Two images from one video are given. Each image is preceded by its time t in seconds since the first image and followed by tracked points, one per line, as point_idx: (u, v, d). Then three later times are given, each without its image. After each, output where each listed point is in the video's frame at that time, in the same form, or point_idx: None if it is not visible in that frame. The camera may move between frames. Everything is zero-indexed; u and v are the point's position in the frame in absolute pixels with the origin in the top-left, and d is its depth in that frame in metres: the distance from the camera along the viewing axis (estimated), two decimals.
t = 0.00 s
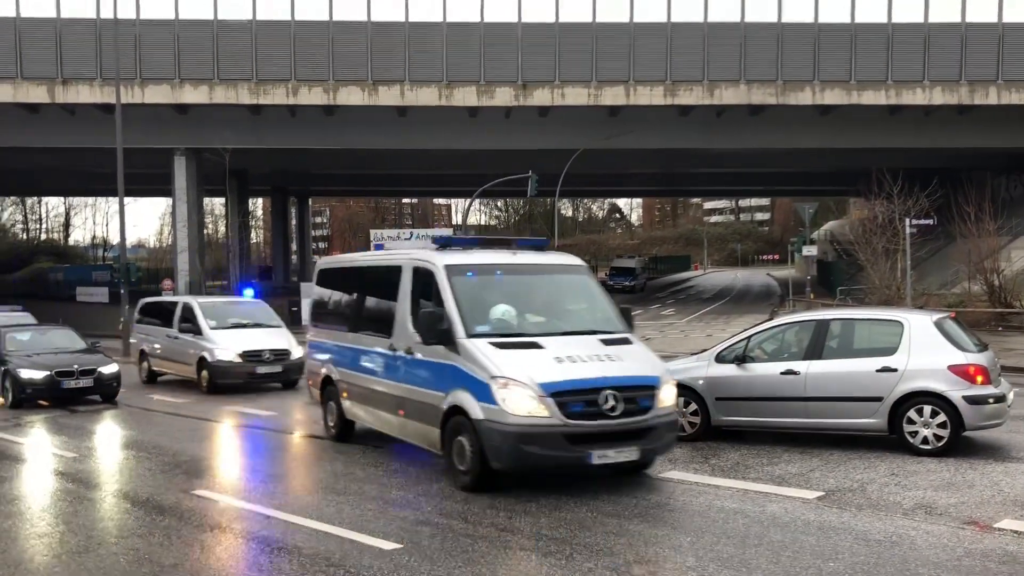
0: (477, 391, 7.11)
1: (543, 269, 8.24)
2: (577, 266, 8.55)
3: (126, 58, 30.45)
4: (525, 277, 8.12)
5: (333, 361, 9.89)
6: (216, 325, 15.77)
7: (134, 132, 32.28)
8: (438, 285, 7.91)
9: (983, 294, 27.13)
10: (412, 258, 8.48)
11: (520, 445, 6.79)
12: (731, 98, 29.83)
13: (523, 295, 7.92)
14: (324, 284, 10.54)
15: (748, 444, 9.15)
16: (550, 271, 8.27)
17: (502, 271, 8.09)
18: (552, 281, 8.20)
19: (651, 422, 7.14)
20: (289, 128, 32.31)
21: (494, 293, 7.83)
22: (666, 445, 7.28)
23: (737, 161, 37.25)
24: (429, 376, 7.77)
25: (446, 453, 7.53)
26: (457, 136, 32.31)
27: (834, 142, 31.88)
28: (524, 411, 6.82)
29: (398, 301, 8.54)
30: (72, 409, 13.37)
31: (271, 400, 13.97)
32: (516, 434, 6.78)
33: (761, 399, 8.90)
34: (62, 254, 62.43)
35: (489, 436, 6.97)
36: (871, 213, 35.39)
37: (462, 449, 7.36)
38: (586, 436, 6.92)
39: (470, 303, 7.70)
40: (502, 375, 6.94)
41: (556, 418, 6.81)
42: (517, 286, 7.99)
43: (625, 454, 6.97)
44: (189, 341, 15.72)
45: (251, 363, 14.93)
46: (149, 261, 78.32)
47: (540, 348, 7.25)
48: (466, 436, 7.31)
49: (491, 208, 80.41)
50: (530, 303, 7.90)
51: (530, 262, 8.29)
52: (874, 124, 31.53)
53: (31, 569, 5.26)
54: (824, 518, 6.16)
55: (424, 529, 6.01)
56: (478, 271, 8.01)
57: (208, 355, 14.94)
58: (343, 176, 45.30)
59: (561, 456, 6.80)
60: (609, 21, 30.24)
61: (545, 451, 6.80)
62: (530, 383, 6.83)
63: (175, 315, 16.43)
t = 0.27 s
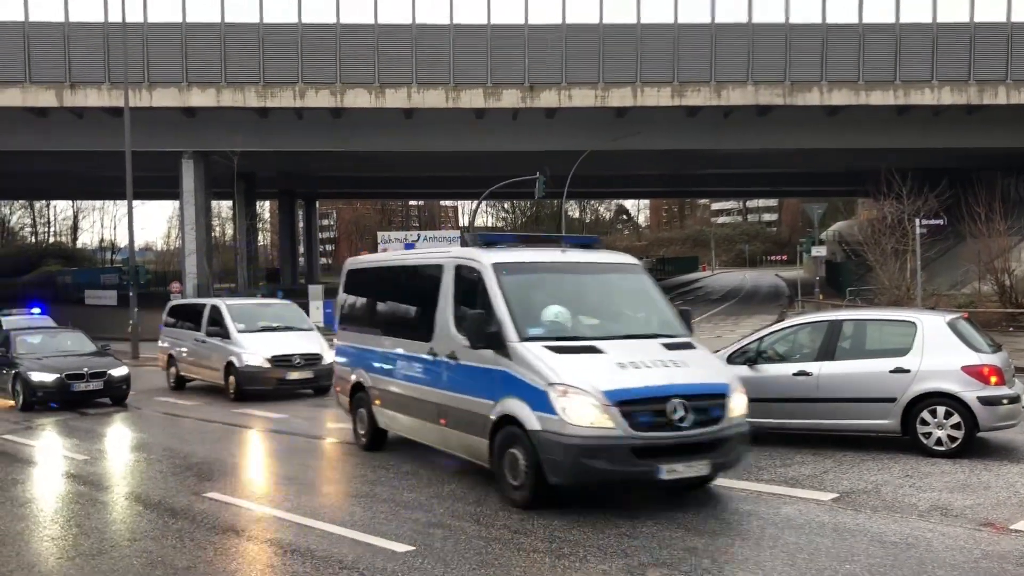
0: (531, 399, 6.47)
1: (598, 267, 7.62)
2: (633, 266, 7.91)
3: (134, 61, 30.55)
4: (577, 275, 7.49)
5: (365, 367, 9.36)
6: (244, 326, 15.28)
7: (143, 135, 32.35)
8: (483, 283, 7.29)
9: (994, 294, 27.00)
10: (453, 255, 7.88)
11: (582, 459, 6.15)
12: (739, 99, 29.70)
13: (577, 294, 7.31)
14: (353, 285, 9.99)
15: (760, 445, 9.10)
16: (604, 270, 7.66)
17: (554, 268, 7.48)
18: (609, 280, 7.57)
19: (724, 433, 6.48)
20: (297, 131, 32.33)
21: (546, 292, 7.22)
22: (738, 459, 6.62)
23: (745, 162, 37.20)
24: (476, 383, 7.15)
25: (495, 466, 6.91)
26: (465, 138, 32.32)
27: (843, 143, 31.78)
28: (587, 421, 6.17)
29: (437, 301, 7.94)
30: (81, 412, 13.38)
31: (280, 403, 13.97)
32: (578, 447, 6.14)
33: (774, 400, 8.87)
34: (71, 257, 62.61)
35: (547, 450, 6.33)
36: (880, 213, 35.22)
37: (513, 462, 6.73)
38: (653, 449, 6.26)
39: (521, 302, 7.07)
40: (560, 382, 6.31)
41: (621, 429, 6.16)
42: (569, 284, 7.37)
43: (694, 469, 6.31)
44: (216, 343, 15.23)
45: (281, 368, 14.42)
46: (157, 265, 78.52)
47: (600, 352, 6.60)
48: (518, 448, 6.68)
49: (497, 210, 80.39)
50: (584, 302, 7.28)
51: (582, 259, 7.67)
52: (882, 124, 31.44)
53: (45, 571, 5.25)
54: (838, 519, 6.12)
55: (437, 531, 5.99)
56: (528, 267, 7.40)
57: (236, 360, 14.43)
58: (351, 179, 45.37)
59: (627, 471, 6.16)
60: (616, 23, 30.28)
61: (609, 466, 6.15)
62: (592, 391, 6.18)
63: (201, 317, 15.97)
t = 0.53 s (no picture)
0: (594, 403, 6.21)
1: (653, 263, 7.37)
2: (690, 261, 7.64)
3: (139, 60, 30.60)
4: (634, 272, 7.25)
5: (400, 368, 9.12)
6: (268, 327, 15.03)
7: (148, 135, 32.42)
8: (537, 280, 7.05)
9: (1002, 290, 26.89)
10: (499, 249, 7.64)
11: (652, 466, 5.88)
12: (745, 95, 29.64)
13: (634, 291, 7.06)
14: (384, 283, 9.76)
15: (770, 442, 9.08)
16: (659, 265, 7.41)
17: (608, 265, 7.23)
18: (665, 276, 7.32)
19: (797, 439, 6.22)
20: (302, 130, 32.35)
21: (602, 289, 6.97)
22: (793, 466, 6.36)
23: (750, 159, 37.14)
24: (530, 385, 6.90)
25: (549, 474, 6.66)
26: (470, 136, 32.31)
27: (849, 139, 31.69)
28: (655, 427, 5.91)
29: (483, 299, 7.70)
30: (90, 412, 13.41)
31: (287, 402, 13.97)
32: (647, 454, 5.88)
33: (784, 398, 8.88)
34: (77, 257, 62.77)
35: (612, 456, 6.06)
36: (887, 210, 35.13)
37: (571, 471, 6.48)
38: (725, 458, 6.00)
39: (577, 300, 6.83)
40: (626, 385, 6.05)
41: (694, 435, 5.89)
42: (626, 281, 7.13)
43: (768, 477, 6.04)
44: (241, 344, 15.00)
45: (307, 369, 14.19)
46: (163, 264, 78.69)
47: (666, 353, 6.35)
48: (577, 455, 6.42)
49: (502, 208, 80.37)
50: (642, 300, 7.03)
51: (638, 255, 7.41)
52: (887, 120, 31.36)
53: (56, 570, 5.26)
54: (851, 516, 6.10)
55: (449, 529, 5.98)
56: (582, 264, 7.15)
57: (260, 361, 14.18)
58: (356, 178, 45.42)
59: (699, 480, 5.89)
60: (621, 20, 30.25)
61: (679, 475, 5.89)
62: (663, 394, 5.91)
63: (226, 318, 15.79)
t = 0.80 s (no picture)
0: (657, 406, 5.66)
1: (711, 253, 6.81)
2: (748, 249, 7.08)
3: (145, 57, 30.63)
4: (691, 262, 6.69)
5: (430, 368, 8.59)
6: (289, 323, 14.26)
7: (155, 133, 32.51)
8: (588, 273, 6.50)
9: (1010, 285, 26.81)
10: (543, 241, 7.10)
11: (727, 476, 5.32)
12: (751, 90, 29.60)
13: (693, 284, 6.51)
14: (411, 279, 9.20)
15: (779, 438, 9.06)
16: (718, 254, 6.84)
17: (663, 255, 6.68)
18: (724, 267, 6.77)
19: (881, 443, 5.65)
20: (308, 127, 32.38)
21: (658, 283, 6.43)
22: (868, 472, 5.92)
23: (756, 154, 37.08)
24: (582, 387, 6.34)
25: (606, 483, 6.11)
26: (475, 133, 32.31)
27: (856, 134, 31.59)
28: (729, 432, 5.36)
29: (525, 294, 7.15)
30: (98, 408, 13.43)
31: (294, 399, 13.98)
32: (721, 462, 5.32)
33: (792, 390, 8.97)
34: (84, 254, 62.96)
35: (679, 464, 5.51)
36: (894, 204, 35.05)
37: (632, 480, 5.91)
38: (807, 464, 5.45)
39: (632, 294, 6.29)
40: (695, 386, 5.49)
41: (772, 441, 5.33)
42: (682, 272, 6.59)
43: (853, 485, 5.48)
44: (260, 342, 14.28)
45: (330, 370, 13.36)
46: (170, 261, 78.95)
47: (734, 350, 5.80)
48: (637, 463, 5.87)
49: (508, 204, 80.37)
50: (701, 293, 6.48)
51: (694, 244, 6.85)
52: (894, 115, 31.22)
53: (65, 567, 5.26)
54: (862, 512, 6.08)
55: (457, 525, 5.97)
56: (635, 254, 6.60)
57: (280, 360, 13.43)
58: (361, 174, 45.45)
59: (779, 490, 5.33)
60: (626, 15, 30.18)
61: (758, 485, 5.33)
62: (737, 397, 5.35)
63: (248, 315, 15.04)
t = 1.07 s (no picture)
0: (731, 415, 5.10)
1: (775, 245, 6.25)
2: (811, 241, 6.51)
3: (154, 55, 30.67)
4: (756, 256, 6.12)
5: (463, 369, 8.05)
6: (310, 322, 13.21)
7: (165, 132, 32.60)
8: (646, 267, 5.93)
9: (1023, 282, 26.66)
10: (593, 234, 6.53)
11: (814, 492, 4.76)
12: (761, 87, 29.48)
13: (759, 279, 5.94)
14: (441, 276, 8.61)
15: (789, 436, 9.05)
16: (782, 247, 6.27)
17: (725, 247, 6.11)
18: (789, 260, 6.20)
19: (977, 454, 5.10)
20: (317, 125, 32.37)
21: (723, 277, 5.85)
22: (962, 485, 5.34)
23: (766, 152, 36.95)
24: (641, 392, 5.78)
25: (669, 499, 5.56)
26: (484, 130, 32.28)
27: (867, 131, 31.42)
28: (816, 443, 4.80)
29: (572, 291, 6.59)
30: (106, 406, 13.47)
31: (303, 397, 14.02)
32: (808, 477, 4.76)
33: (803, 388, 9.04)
34: (94, 252, 63.16)
35: (758, 479, 4.95)
36: (905, 202, 34.90)
37: (700, 495, 5.36)
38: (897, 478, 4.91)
39: (697, 290, 5.71)
40: (775, 392, 4.93)
41: (864, 453, 4.77)
42: (746, 265, 6.03)
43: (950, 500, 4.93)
44: (279, 342, 13.30)
45: (351, 372, 12.21)
46: (179, 259, 79.23)
47: (814, 353, 5.24)
48: (706, 475, 5.32)
49: (517, 202, 80.36)
50: (768, 289, 5.91)
51: (756, 236, 6.29)
52: (905, 112, 31.05)
53: (71, 566, 5.26)
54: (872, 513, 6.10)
55: (463, 525, 5.96)
56: (696, 246, 6.04)
57: (298, 362, 12.39)
58: (369, 172, 45.47)
59: (871, 507, 4.77)
60: (635, 12, 30.09)
61: (847, 501, 4.78)
62: (825, 405, 4.79)
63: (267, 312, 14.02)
